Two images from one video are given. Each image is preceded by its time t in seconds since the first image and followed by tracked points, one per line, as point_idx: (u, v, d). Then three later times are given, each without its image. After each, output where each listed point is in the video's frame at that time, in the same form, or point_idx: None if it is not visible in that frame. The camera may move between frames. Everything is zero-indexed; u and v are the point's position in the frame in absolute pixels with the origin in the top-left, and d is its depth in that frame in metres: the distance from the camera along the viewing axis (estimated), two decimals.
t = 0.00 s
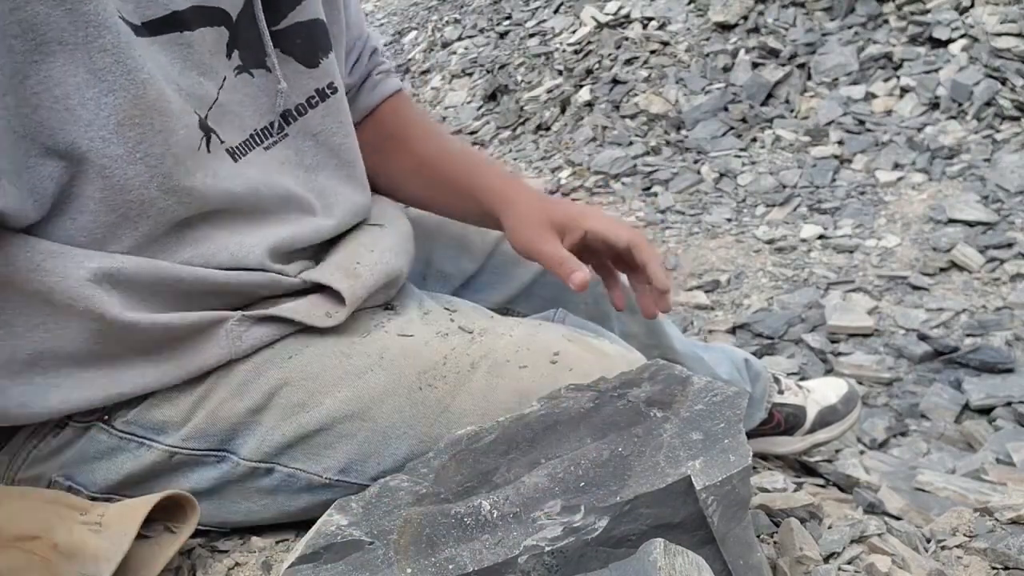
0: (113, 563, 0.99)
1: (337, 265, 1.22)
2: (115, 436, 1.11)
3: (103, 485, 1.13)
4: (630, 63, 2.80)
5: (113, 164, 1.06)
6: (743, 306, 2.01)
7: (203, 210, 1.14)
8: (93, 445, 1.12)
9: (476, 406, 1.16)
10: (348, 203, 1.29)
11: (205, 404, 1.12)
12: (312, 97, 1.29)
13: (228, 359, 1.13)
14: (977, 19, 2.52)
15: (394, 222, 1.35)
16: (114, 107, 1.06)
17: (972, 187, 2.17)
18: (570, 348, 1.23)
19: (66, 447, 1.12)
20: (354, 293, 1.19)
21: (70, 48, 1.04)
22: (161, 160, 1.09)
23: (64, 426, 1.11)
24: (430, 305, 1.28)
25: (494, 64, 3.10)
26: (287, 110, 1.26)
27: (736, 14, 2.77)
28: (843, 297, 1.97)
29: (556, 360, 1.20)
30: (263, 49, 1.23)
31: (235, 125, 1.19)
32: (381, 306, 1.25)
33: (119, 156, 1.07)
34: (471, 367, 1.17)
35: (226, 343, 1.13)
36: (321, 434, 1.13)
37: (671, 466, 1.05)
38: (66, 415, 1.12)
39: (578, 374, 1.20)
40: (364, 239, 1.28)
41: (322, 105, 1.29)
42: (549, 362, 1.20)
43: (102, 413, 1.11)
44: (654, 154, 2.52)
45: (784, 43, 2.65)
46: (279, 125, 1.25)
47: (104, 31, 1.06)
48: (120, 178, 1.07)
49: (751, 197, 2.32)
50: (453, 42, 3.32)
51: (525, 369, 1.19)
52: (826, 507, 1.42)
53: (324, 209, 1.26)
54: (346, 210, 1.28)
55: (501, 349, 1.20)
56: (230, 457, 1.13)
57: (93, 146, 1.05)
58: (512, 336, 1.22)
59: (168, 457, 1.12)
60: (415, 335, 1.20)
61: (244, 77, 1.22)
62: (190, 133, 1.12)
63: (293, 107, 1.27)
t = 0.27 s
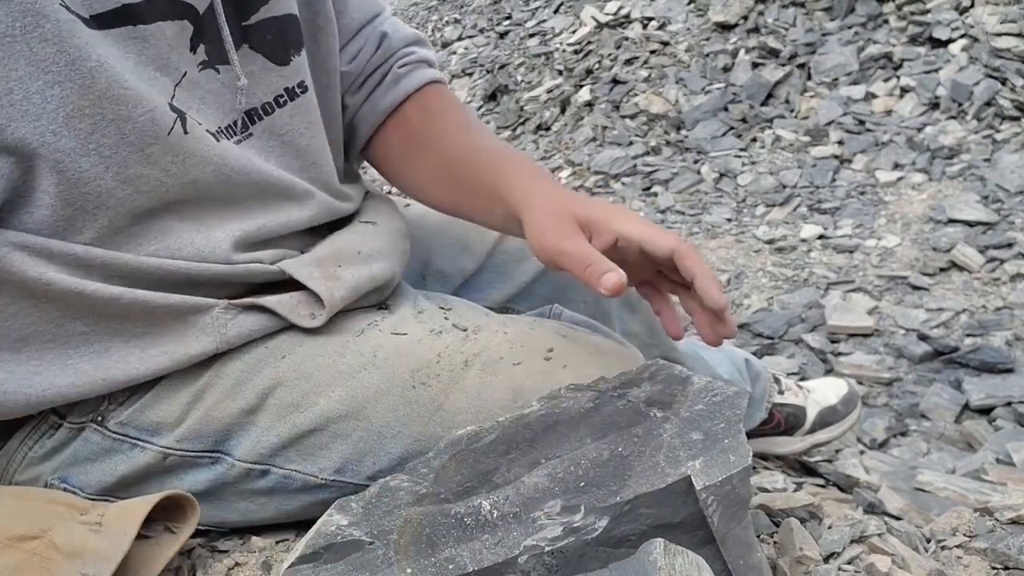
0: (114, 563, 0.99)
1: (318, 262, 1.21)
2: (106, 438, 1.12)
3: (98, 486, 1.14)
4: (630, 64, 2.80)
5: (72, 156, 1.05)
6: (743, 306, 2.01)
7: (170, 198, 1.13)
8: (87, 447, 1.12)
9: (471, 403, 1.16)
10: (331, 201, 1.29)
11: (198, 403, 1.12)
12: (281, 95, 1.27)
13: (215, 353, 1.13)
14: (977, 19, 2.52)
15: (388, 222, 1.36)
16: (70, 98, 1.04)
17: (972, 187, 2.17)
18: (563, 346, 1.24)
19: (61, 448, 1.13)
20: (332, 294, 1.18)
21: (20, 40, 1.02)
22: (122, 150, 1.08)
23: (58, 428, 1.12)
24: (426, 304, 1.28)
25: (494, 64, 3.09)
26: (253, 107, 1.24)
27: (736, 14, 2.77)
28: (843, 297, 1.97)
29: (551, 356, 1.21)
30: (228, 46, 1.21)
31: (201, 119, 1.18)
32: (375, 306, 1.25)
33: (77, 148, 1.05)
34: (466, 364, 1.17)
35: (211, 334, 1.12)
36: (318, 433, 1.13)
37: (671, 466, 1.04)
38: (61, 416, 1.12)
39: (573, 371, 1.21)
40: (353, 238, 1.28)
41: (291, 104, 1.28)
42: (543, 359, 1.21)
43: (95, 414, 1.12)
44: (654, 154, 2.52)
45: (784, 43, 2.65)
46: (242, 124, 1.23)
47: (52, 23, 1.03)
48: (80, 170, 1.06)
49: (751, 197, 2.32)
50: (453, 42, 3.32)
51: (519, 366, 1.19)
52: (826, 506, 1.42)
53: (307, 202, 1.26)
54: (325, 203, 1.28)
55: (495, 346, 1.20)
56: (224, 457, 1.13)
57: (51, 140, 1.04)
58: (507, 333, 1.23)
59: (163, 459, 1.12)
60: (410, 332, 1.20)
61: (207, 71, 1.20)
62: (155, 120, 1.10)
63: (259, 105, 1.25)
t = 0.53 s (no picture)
0: (116, 564, 0.98)
1: (330, 268, 1.21)
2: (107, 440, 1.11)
3: (97, 487, 1.14)
4: (630, 64, 2.80)
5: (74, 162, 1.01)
6: (743, 306, 2.01)
7: (180, 205, 1.08)
8: (85, 449, 1.12)
9: (470, 405, 1.13)
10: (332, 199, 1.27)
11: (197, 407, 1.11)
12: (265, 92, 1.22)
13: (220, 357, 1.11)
14: (977, 19, 2.52)
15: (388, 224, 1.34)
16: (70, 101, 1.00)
17: (972, 187, 2.17)
18: (564, 345, 1.20)
19: (59, 451, 1.12)
20: (347, 294, 1.17)
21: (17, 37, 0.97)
22: (127, 155, 1.03)
23: (59, 432, 1.12)
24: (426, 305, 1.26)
25: (494, 64, 3.09)
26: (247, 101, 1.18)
27: (736, 14, 2.77)
28: (843, 297, 1.97)
29: (551, 358, 1.17)
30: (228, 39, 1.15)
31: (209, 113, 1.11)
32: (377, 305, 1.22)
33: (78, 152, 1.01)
34: (464, 366, 1.14)
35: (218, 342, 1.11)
36: (317, 434, 1.12)
37: (665, 478, 1.08)
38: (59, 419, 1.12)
39: (574, 371, 1.17)
40: (354, 240, 1.26)
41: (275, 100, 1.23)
42: (543, 361, 1.17)
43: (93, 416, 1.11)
44: (654, 154, 2.52)
45: (784, 43, 2.65)
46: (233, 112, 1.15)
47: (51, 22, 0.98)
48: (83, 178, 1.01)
49: (751, 197, 2.32)
50: (453, 42, 3.31)
51: (518, 369, 1.15)
52: (825, 506, 1.42)
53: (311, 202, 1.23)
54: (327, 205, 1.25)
55: (493, 348, 1.17)
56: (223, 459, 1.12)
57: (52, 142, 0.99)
58: (505, 334, 1.19)
59: (161, 461, 1.12)
60: (408, 334, 1.17)
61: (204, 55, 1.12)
62: (157, 120, 1.05)
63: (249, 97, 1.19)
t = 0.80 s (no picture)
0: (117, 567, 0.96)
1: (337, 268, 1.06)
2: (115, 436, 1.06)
3: (100, 486, 1.07)
4: (630, 63, 2.80)
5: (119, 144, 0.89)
6: (743, 306, 2.01)
7: (225, 213, 0.96)
8: (91, 445, 1.07)
9: (472, 406, 1.11)
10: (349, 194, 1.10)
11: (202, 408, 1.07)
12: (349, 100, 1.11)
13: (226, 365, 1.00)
14: (977, 19, 2.52)
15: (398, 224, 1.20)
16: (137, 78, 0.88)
17: (971, 187, 2.17)
18: (565, 346, 1.19)
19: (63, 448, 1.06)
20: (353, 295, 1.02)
21: None
22: (177, 156, 0.92)
23: (64, 427, 1.06)
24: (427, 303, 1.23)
25: (494, 64, 3.09)
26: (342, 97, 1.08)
27: (736, 14, 2.77)
28: (843, 297, 1.97)
29: (551, 359, 1.16)
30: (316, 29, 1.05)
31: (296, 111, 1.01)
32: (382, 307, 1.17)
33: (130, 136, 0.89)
34: (465, 366, 1.12)
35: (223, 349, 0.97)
36: (316, 432, 1.08)
37: (665, 478, 1.07)
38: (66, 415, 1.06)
39: (575, 372, 1.16)
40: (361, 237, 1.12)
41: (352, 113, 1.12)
42: (544, 362, 1.15)
43: (103, 411, 1.06)
44: (653, 154, 2.52)
45: (784, 42, 2.65)
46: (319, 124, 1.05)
47: None
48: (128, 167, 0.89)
49: (751, 197, 2.32)
50: (453, 42, 3.32)
51: (518, 369, 1.13)
52: (825, 506, 1.42)
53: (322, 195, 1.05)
54: (364, 210, 1.13)
55: (494, 348, 1.15)
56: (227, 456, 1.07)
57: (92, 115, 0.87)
58: (506, 334, 1.17)
59: (167, 458, 1.06)
60: (409, 332, 1.14)
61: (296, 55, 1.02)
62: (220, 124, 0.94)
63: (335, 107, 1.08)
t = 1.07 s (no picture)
0: (115, 567, 0.96)
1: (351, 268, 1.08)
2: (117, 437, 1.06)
3: (103, 484, 1.08)
4: (630, 63, 2.80)
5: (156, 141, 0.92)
6: (743, 305, 2.01)
7: (249, 215, 0.98)
8: (94, 445, 1.07)
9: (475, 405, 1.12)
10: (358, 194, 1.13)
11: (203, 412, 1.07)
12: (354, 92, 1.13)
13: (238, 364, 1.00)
14: (977, 19, 2.52)
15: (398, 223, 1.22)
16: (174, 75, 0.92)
17: (971, 187, 2.17)
18: (569, 346, 1.20)
19: (66, 447, 1.07)
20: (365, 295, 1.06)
21: None
22: (208, 155, 0.94)
23: (67, 428, 1.07)
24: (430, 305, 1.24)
25: (494, 64, 3.09)
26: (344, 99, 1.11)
27: (736, 14, 2.77)
28: (843, 297, 1.97)
29: (555, 359, 1.17)
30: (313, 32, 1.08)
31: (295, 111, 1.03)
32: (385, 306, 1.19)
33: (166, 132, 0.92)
34: (469, 366, 1.13)
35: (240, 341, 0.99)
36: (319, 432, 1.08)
37: (665, 478, 1.07)
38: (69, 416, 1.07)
39: (577, 371, 1.16)
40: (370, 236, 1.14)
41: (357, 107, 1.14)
42: (548, 361, 1.16)
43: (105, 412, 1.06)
44: (653, 153, 2.52)
45: (784, 42, 2.65)
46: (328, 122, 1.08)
47: None
48: (162, 162, 0.92)
49: (751, 197, 2.32)
50: (453, 42, 3.31)
51: (522, 368, 1.15)
52: (826, 506, 1.42)
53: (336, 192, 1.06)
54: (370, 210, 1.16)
55: (499, 347, 1.16)
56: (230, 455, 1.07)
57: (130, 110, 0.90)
58: (511, 334, 1.18)
59: (169, 459, 1.07)
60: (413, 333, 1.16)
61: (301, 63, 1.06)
62: (247, 124, 0.96)
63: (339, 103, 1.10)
